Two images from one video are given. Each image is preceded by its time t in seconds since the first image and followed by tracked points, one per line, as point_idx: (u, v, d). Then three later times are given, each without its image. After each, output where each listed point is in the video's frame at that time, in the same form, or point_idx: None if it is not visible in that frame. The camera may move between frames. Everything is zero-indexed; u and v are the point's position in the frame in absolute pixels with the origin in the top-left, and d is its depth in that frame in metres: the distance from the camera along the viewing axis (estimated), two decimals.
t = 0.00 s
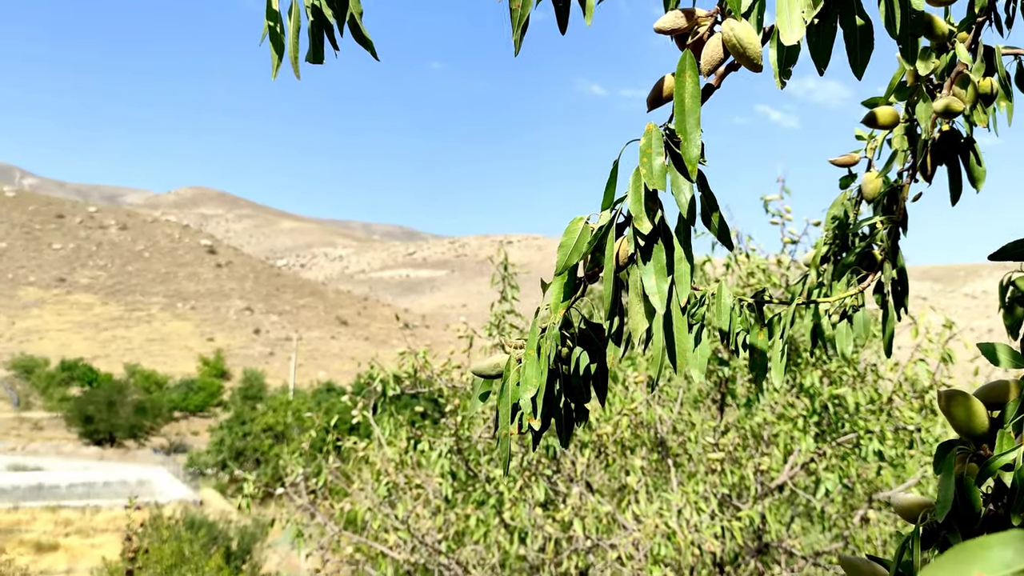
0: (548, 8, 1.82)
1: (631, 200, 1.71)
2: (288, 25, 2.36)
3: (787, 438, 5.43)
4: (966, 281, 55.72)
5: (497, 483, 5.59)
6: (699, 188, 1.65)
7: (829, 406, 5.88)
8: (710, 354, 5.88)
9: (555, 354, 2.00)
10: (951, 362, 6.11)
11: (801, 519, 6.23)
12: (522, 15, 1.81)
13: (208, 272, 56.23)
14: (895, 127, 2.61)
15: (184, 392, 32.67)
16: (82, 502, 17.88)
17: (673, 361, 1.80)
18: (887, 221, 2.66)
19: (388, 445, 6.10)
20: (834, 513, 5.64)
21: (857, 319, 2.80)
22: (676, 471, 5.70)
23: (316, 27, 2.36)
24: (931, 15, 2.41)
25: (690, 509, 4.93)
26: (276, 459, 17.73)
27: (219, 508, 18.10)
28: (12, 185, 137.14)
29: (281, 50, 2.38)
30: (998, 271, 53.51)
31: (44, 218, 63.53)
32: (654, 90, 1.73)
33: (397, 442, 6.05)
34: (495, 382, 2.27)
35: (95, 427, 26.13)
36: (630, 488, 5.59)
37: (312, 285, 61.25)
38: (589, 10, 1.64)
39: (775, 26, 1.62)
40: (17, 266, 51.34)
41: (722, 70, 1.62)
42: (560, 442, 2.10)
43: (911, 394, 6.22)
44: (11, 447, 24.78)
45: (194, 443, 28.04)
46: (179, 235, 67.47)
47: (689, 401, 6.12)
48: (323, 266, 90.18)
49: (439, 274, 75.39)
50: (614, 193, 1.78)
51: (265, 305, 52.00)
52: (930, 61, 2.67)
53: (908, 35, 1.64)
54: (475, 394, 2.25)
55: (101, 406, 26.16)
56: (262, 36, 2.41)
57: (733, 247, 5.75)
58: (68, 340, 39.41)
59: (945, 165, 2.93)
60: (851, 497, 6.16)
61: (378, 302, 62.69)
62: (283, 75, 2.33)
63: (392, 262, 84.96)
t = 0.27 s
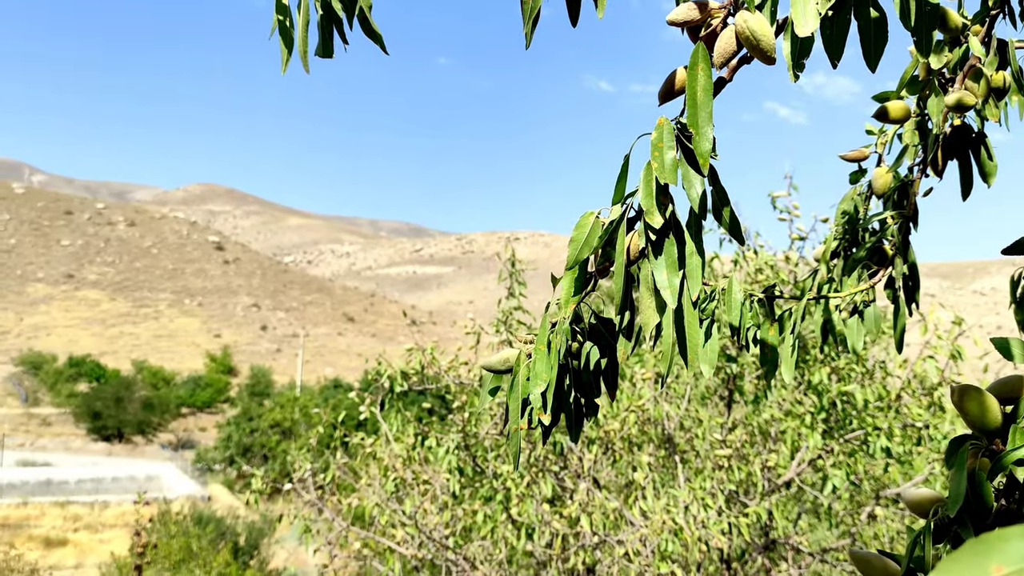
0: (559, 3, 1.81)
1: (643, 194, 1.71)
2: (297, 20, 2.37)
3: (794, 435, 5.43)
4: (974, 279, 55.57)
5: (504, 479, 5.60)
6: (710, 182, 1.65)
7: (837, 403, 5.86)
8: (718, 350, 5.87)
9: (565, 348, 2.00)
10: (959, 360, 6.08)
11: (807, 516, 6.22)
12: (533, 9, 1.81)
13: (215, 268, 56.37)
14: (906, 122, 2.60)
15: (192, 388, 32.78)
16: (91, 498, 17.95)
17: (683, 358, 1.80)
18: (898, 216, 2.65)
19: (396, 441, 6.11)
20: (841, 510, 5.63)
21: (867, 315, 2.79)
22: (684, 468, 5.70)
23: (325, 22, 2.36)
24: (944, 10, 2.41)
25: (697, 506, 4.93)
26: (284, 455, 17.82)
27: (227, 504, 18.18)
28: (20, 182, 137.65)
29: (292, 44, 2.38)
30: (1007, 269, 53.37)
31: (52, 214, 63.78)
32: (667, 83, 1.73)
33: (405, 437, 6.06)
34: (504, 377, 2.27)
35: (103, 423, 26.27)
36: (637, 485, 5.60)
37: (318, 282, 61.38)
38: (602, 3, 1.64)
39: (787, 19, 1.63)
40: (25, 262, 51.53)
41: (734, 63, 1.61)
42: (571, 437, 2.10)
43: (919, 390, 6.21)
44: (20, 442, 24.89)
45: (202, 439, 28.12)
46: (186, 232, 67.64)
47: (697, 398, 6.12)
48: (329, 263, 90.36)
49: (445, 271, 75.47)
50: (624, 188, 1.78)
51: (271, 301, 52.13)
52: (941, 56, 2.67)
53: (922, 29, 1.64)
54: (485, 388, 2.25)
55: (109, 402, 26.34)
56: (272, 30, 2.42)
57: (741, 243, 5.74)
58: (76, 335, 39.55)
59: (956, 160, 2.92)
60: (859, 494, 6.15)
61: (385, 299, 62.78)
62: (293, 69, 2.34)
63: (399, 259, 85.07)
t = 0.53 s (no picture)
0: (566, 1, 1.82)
1: (650, 192, 1.71)
2: (304, 18, 2.38)
3: (800, 434, 5.43)
4: (981, 277, 55.36)
5: (510, 478, 5.61)
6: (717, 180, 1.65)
7: (843, 401, 5.86)
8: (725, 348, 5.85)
9: (572, 347, 2.00)
10: (966, 358, 6.05)
11: (815, 515, 6.19)
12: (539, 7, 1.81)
13: (222, 267, 56.50)
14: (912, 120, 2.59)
15: (198, 386, 32.83)
16: (97, 496, 17.98)
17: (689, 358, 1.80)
18: (905, 213, 2.64)
19: (401, 439, 6.12)
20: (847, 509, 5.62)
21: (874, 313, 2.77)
22: (690, 467, 5.70)
23: (332, 20, 2.36)
24: (950, 6, 2.41)
25: (703, 504, 4.93)
26: (291, 454, 17.82)
27: (233, 502, 18.20)
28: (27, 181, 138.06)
29: (298, 42, 2.39)
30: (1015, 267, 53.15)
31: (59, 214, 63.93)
32: (673, 79, 1.74)
33: (410, 436, 6.07)
34: (510, 375, 2.27)
35: (110, 422, 26.35)
36: (643, 484, 5.60)
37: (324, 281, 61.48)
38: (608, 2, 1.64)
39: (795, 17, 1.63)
40: (33, 261, 51.67)
41: (740, 60, 1.62)
42: (577, 434, 2.11)
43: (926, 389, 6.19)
44: (27, 441, 24.96)
45: (208, 438, 28.12)
46: (193, 231, 67.80)
47: (703, 396, 6.11)
48: (335, 262, 90.47)
49: (451, 270, 75.49)
50: (631, 186, 1.78)
51: (278, 300, 52.23)
52: (949, 53, 2.65)
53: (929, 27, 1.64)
54: (491, 387, 2.25)
55: (116, 401, 26.47)
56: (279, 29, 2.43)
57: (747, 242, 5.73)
58: (83, 335, 39.65)
59: (963, 158, 2.92)
60: (866, 493, 6.13)
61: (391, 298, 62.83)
62: (300, 68, 2.35)
63: (404, 258, 85.14)
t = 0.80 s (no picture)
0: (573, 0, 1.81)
1: (657, 191, 1.71)
2: (310, 18, 2.37)
3: (807, 433, 5.44)
4: (990, 276, 55.07)
5: (518, 477, 5.62)
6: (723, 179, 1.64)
7: (851, 400, 5.85)
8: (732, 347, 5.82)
9: (579, 347, 1.99)
10: (975, 357, 6.00)
11: (823, 516, 6.16)
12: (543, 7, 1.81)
13: (231, 267, 56.73)
14: (921, 119, 2.56)
15: (206, 385, 32.93)
16: (106, 495, 18.03)
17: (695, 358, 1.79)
18: (914, 212, 2.62)
19: (409, 438, 6.12)
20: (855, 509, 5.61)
21: (883, 312, 2.75)
22: (697, 467, 5.68)
23: (338, 20, 2.36)
24: (959, 3, 2.39)
25: (710, 504, 4.94)
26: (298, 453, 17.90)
27: (241, 502, 18.25)
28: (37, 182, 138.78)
29: (304, 42, 2.38)
30: None
31: (69, 214, 64.20)
32: (680, 78, 1.73)
33: (418, 435, 6.07)
34: (517, 375, 2.25)
35: (119, 421, 26.52)
36: (650, 483, 5.60)
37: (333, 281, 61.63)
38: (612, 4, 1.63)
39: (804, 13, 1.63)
40: (43, 261, 51.87)
41: (748, 57, 1.61)
42: (584, 434, 2.10)
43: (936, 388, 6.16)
44: (37, 440, 25.08)
45: (217, 437, 28.15)
46: (202, 231, 68.03)
47: (711, 395, 6.09)
48: (343, 262, 90.67)
49: (459, 269, 75.54)
50: (638, 185, 1.78)
51: (286, 300, 52.39)
52: (958, 51, 2.63)
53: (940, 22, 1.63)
54: (497, 387, 2.24)
55: (125, 400, 26.58)
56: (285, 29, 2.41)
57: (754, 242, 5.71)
58: (92, 334, 39.81)
59: (972, 156, 2.90)
60: (875, 493, 6.10)
61: (398, 297, 62.91)
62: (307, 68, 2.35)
63: (413, 258, 85.30)
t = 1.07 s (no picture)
0: (591, 2, 1.89)
1: (672, 193, 1.81)
2: (328, 22, 2.39)
3: (816, 433, 5.49)
4: (1002, 276, 54.86)
5: (529, 476, 5.69)
6: (738, 178, 1.75)
7: (861, 401, 5.89)
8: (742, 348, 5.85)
9: (593, 347, 2.08)
10: (986, 358, 6.01)
11: (833, 514, 6.19)
12: (563, 10, 1.88)
13: (243, 268, 57.03)
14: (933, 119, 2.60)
15: (220, 385, 33.17)
16: (121, 492, 18.19)
17: (711, 350, 1.91)
18: (926, 212, 2.64)
19: (421, 438, 6.17)
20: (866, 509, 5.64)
21: (895, 313, 2.80)
22: (706, 466, 5.73)
23: (355, 25, 2.41)
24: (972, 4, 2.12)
25: (720, 503, 5.00)
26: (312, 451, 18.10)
27: (254, 499, 18.39)
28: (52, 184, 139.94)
29: (322, 46, 2.41)
30: None
31: (84, 216, 64.72)
32: (697, 81, 1.82)
33: (430, 435, 6.14)
34: (532, 373, 2.32)
35: (134, 420, 26.80)
36: (660, 482, 5.65)
37: (343, 282, 61.91)
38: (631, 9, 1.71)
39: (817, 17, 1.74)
40: (58, 261, 52.28)
41: (763, 61, 1.71)
42: (600, 431, 2.20)
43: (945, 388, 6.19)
44: (53, 439, 25.32)
45: (230, 436, 27.96)
46: (215, 232, 68.45)
47: (720, 395, 6.13)
48: (353, 263, 91.02)
49: (469, 270, 75.75)
50: (654, 186, 1.86)
51: (297, 300, 52.68)
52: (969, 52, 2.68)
53: (952, 24, 1.71)
54: (513, 385, 2.31)
55: (140, 399, 27.01)
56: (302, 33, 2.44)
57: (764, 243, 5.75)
58: (107, 334, 40.12)
59: (985, 156, 2.94)
60: (885, 492, 6.12)
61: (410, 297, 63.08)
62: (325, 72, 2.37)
63: (424, 258, 85.55)
